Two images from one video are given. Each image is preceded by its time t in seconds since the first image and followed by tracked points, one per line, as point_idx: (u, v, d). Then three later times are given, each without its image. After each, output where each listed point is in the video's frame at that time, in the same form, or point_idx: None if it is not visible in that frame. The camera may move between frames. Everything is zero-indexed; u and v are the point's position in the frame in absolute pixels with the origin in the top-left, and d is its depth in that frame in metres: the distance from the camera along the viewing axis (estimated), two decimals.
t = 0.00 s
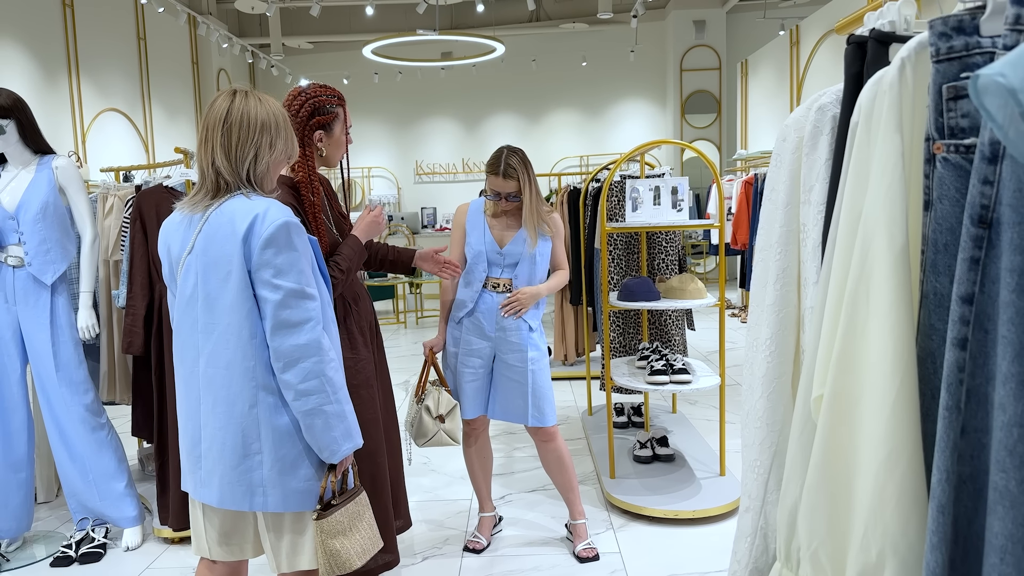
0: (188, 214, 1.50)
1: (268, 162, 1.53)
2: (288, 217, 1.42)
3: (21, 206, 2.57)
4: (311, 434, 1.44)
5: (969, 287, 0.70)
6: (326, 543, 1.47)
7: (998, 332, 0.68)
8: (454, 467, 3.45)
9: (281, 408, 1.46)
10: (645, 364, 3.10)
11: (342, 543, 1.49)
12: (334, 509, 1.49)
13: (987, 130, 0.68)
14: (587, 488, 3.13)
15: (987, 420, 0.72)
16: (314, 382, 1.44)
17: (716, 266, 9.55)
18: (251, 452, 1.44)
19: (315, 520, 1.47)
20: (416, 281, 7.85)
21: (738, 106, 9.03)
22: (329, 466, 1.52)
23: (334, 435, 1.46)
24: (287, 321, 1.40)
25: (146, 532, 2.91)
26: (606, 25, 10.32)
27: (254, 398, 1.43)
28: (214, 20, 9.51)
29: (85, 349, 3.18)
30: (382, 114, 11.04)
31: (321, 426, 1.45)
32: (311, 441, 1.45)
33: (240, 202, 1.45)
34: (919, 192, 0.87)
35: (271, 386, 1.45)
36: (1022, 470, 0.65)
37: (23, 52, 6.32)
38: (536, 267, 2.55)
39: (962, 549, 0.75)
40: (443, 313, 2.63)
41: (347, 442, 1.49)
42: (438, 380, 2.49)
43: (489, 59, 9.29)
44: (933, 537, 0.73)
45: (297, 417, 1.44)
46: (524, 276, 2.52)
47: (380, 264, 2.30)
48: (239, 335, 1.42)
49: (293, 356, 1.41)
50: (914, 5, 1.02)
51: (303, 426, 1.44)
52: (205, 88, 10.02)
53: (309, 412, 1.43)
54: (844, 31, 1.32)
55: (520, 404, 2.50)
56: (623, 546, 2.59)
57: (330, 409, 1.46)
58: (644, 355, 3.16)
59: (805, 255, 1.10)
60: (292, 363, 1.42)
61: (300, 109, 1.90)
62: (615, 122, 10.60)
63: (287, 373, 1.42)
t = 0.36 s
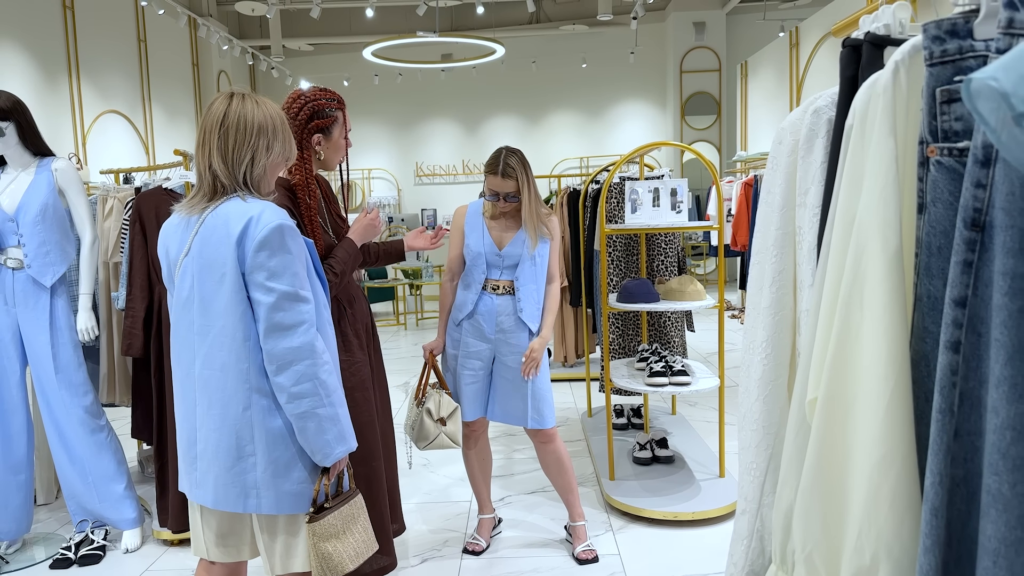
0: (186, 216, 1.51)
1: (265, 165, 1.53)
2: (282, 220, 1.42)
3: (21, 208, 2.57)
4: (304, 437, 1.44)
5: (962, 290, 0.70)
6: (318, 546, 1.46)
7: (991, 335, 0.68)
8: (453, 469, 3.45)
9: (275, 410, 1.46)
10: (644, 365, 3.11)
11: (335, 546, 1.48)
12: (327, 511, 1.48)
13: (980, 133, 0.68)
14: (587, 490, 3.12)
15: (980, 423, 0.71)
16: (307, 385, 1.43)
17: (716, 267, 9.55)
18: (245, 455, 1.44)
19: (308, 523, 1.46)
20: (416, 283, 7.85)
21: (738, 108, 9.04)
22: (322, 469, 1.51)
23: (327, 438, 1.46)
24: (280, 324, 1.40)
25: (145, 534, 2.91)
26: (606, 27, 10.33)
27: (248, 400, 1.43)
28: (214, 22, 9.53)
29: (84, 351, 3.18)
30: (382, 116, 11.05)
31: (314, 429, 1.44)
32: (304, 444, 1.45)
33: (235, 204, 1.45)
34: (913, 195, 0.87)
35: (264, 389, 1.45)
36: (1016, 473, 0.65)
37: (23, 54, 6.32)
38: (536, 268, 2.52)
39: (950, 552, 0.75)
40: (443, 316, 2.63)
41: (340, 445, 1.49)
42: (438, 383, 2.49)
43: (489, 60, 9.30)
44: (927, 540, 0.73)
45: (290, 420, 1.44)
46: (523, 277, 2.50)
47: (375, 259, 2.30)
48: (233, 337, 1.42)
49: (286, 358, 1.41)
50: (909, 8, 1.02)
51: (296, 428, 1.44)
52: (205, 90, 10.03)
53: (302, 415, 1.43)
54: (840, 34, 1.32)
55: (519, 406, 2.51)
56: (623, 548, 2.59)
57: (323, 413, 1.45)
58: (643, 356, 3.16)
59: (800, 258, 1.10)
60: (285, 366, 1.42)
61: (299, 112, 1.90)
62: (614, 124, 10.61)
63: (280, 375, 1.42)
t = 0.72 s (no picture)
0: (175, 218, 1.51)
1: (252, 168, 1.53)
2: (265, 221, 1.41)
3: (21, 210, 2.57)
4: (287, 441, 1.43)
5: (960, 292, 0.70)
6: (303, 550, 1.44)
7: (989, 339, 0.68)
8: (453, 470, 3.45)
9: (259, 413, 1.45)
10: (644, 367, 3.10)
11: (319, 550, 1.45)
12: (312, 515, 1.46)
13: (978, 136, 0.68)
14: (587, 491, 3.12)
15: (978, 426, 0.71)
16: (291, 388, 1.42)
17: (717, 269, 9.55)
18: (231, 457, 1.45)
19: (292, 527, 1.44)
20: (416, 284, 7.85)
21: (738, 109, 9.05)
22: (308, 472, 1.50)
23: (311, 441, 1.44)
24: (262, 327, 1.39)
25: (145, 535, 2.91)
26: (607, 28, 10.33)
27: (232, 402, 1.43)
28: (215, 24, 9.53)
29: (85, 352, 3.18)
30: (382, 117, 11.06)
31: (298, 433, 1.43)
32: (288, 447, 1.43)
33: (222, 206, 1.45)
34: (910, 198, 0.87)
35: (249, 392, 1.44)
36: (1014, 476, 0.65)
37: (23, 55, 6.32)
38: (533, 270, 2.52)
39: (945, 553, 0.74)
40: (442, 317, 2.63)
41: (325, 448, 1.47)
42: (438, 385, 2.49)
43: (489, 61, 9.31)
44: (924, 544, 0.73)
45: (274, 423, 1.43)
46: (519, 278, 2.49)
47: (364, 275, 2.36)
48: (217, 340, 1.42)
49: (269, 361, 1.40)
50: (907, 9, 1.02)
51: (280, 431, 1.42)
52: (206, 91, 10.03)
53: (285, 418, 1.42)
54: (839, 36, 1.32)
55: (517, 408, 2.51)
56: (623, 550, 2.59)
57: (307, 416, 1.44)
58: (643, 358, 3.16)
59: (799, 260, 1.10)
60: (268, 369, 1.40)
61: (300, 116, 1.90)
62: (615, 125, 10.62)
63: (264, 378, 1.40)
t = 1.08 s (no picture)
0: (160, 224, 1.52)
1: (236, 174, 1.53)
2: (242, 226, 1.41)
3: (22, 212, 2.57)
4: (264, 449, 1.42)
5: (970, 296, 0.69)
6: (276, 560, 1.42)
7: (1000, 342, 0.67)
8: (455, 472, 3.44)
9: (237, 421, 1.45)
10: (646, 368, 3.10)
11: (293, 561, 1.44)
12: (287, 524, 1.44)
13: (987, 138, 0.68)
14: (588, 493, 3.11)
15: (989, 432, 0.71)
16: (267, 397, 1.41)
17: (719, 269, 9.55)
18: (211, 463, 1.46)
19: (265, 537, 1.42)
20: (418, 285, 7.86)
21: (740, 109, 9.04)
22: (284, 481, 1.48)
23: (288, 450, 1.43)
24: (239, 333, 1.39)
25: (146, 538, 2.90)
26: (608, 29, 10.33)
27: (212, 409, 1.44)
28: (216, 26, 9.55)
29: (85, 355, 3.18)
30: (383, 118, 11.07)
31: (275, 441, 1.42)
32: (264, 455, 1.42)
33: (202, 211, 1.46)
34: (919, 203, 0.87)
35: (227, 399, 1.45)
36: None
37: (25, 57, 6.34)
38: (538, 271, 2.53)
39: (954, 560, 0.74)
40: (443, 319, 2.63)
41: (302, 458, 1.45)
42: (439, 387, 2.49)
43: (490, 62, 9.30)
44: (934, 550, 0.72)
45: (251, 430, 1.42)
46: (522, 279, 2.49)
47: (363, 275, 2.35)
48: (195, 345, 1.43)
49: (245, 368, 1.39)
50: (914, 10, 1.01)
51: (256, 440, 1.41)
52: (207, 93, 10.03)
53: (262, 426, 1.41)
54: (842, 36, 1.31)
55: (519, 410, 2.50)
56: (625, 552, 2.58)
57: (284, 424, 1.42)
58: (645, 359, 3.15)
59: (804, 263, 1.09)
60: (244, 377, 1.40)
61: (295, 117, 1.89)
62: (616, 126, 10.61)
63: (240, 386, 1.40)
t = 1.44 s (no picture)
0: (146, 232, 1.62)
1: (222, 179, 1.63)
2: (226, 234, 1.49)
3: (20, 213, 2.55)
4: (248, 458, 1.49)
5: (992, 302, 0.67)
6: (256, 569, 1.45)
7: None
8: (456, 475, 3.42)
9: (222, 431, 1.52)
10: (649, 370, 3.07)
11: (271, 570, 1.46)
12: (267, 535, 1.47)
13: (1010, 138, 0.66)
14: (591, 496, 3.09)
15: (1013, 443, 0.69)
16: (251, 407, 1.48)
17: (720, 269, 9.52)
18: (194, 472, 1.52)
19: (245, 547, 1.45)
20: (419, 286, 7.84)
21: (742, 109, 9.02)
22: (269, 492, 1.54)
23: (273, 460, 1.50)
24: (223, 341, 1.46)
25: (146, 542, 2.88)
26: (609, 29, 10.30)
27: (196, 418, 1.51)
28: (217, 26, 9.53)
29: (85, 357, 3.16)
30: (384, 119, 11.05)
31: (259, 451, 1.49)
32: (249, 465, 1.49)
33: (187, 218, 1.54)
34: (937, 204, 0.84)
35: (212, 408, 1.52)
36: None
37: (24, 58, 6.32)
38: (540, 272, 2.51)
39: None
40: (444, 322, 2.61)
41: (287, 468, 1.52)
42: (441, 390, 2.46)
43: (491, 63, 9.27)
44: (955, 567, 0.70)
45: (237, 440, 1.49)
46: (525, 280, 2.47)
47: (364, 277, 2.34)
48: (180, 355, 1.50)
49: (230, 378, 1.47)
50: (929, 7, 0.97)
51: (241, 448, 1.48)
52: (208, 94, 10.01)
53: (246, 436, 1.48)
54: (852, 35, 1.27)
55: (521, 412, 2.48)
56: (628, 557, 2.55)
57: (268, 434, 1.49)
58: (648, 361, 3.12)
59: (815, 267, 1.07)
60: (229, 387, 1.47)
61: (295, 117, 1.87)
62: (618, 126, 10.59)
63: (224, 396, 1.47)
